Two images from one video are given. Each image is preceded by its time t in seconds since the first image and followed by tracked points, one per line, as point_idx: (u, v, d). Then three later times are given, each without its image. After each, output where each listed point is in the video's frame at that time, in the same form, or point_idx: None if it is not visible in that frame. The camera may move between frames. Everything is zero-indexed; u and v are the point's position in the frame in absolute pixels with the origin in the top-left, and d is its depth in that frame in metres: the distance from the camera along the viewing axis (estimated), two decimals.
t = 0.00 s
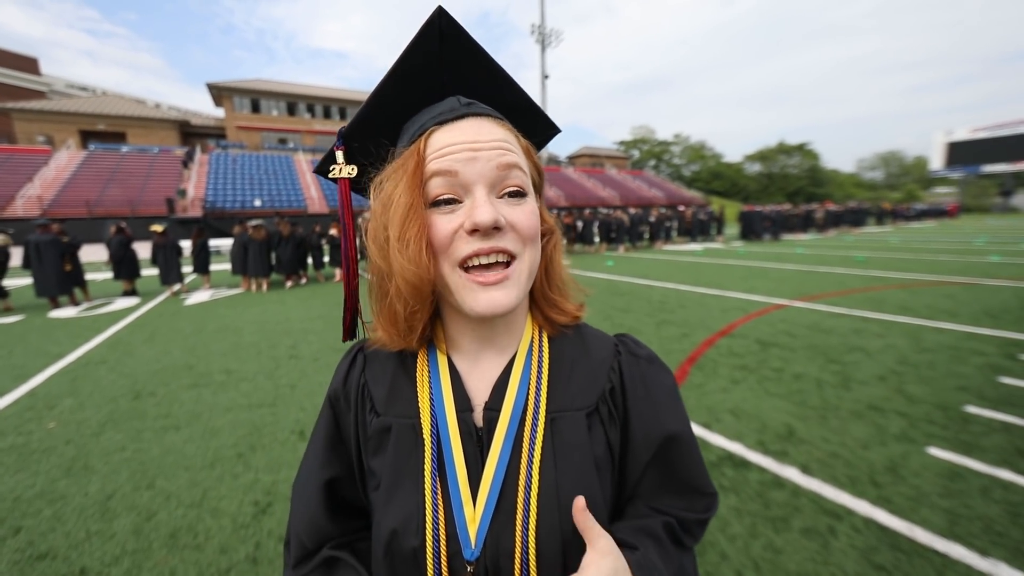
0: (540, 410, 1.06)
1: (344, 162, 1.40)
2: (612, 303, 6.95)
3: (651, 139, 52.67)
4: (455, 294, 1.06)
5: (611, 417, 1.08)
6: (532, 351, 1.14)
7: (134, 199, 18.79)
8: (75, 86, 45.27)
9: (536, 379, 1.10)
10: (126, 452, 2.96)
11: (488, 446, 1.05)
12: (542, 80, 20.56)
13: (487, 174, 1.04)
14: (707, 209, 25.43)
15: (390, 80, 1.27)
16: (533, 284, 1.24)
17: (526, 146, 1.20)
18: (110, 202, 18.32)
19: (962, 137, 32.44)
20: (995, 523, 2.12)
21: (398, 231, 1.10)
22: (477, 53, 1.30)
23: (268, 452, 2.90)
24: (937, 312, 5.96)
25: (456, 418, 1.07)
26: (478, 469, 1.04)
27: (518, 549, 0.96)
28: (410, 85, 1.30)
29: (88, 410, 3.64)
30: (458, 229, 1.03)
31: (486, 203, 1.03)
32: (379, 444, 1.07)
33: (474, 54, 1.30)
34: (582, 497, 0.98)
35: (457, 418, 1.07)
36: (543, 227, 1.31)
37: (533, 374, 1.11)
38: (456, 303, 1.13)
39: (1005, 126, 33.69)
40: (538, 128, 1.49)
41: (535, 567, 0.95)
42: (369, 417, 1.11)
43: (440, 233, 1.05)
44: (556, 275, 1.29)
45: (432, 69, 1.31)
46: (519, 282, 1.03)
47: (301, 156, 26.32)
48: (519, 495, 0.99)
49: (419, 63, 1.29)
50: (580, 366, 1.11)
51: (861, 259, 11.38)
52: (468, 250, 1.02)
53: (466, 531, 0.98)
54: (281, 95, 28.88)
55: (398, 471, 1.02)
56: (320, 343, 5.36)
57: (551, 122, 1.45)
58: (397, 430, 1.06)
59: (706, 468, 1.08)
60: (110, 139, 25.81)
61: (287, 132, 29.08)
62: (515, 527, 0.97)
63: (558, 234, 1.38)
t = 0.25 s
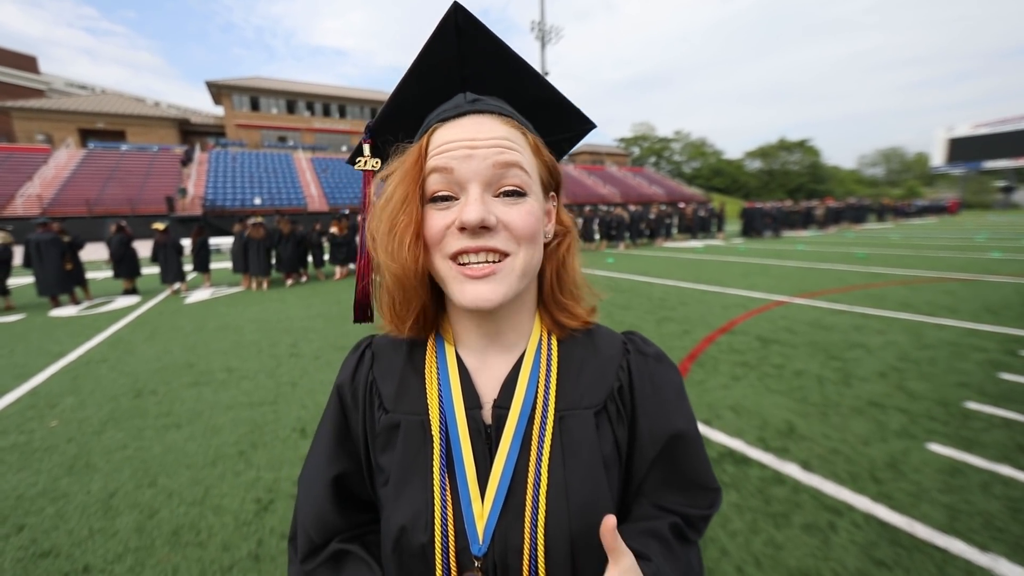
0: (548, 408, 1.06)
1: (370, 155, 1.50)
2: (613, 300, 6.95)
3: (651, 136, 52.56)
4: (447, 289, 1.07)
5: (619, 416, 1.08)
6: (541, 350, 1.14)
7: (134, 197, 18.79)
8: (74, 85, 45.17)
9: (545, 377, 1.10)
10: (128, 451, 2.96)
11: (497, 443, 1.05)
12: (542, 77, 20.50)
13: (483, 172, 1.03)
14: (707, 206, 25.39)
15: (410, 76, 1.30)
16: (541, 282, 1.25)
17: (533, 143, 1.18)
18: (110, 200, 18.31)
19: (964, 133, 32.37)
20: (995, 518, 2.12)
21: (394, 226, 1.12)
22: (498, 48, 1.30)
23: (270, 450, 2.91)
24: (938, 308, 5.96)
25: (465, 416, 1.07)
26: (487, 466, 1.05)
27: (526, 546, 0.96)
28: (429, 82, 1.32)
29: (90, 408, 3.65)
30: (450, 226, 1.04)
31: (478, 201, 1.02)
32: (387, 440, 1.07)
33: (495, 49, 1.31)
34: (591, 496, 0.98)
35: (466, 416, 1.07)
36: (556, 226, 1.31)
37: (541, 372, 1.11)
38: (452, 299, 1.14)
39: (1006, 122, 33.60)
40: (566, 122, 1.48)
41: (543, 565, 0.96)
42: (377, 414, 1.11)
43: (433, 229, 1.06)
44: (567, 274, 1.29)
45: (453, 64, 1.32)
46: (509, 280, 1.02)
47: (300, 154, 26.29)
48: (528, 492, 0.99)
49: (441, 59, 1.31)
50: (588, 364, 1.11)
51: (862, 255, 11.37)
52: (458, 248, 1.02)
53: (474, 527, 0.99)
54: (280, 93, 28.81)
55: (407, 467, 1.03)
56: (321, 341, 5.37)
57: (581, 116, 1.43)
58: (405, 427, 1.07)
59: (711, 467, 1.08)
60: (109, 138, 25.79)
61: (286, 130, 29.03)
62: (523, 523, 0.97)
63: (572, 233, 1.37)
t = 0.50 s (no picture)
0: (551, 414, 1.07)
1: (368, 164, 1.52)
2: (612, 302, 6.95)
3: (650, 138, 52.68)
4: (457, 294, 1.06)
5: (621, 422, 1.08)
6: (543, 354, 1.14)
7: (133, 200, 18.78)
8: (73, 88, 45.19)
9: (547, 382, 1.11)
10: (127, 454, 2.96)
11: (499, 447, 1.06)
12: (540, 79, 20.54)
13: (490, 176, 1.04)
14: (706, 207, 25.44)
15: (406, 83, 1.31)
16: (545, 286, 1.25)
17: (537, 148, 1.19)
18: (109, 204, 18.30)
19: (961, 134, 32.50)
20: (994, 518, 2.13)
21: (403, 232, 1.13)
22: (494, 54, 1.31)
23: (269, 453, 2.90)
24: (936, 308, 5.97)
25: (467, 421, 1.08)
26: (488, 470, 1.05)
27: (527, 550, 0.96)
28: (427, 88, 1.33)
29: (89, 412, 3.65)
30: (459, 230, 1.04)
31: (487, 205, 1.03)
32: (389, 444, 1.07)
33: (492, 53, 1.32)
34: (593, 502, 0.98)
35: (468, 420, 1.08)
36: (558, 230, 1.31)
37: (543, 376, 1.11)
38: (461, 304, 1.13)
39: (1004, 122, 33.72)
40: (562, 126, 1.48)
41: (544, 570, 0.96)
42: (380, 417, 1.12)
43: (441, 235, 1.06)
44: (570, 278, 1.30)
45: (450, 70, 1.33)
46: (519, 283, 1.01)
47: (299, 156, 26.28)
48: (529, 497, 0.99)
49: (437, 66, 1.32)
50: (591, 369, 1.12)
51: (861, 256, 11.39)
52: (468, 252, 1.02)
53: (475, 530, 0.99)
54: (279, 95, 28.83)
55: (409, 470, 1.03)
56: (320, 344, 5.36)
57: (577, 120, 1.44)
58: (408, 430, 1.07)
59: (713, 473, 1.09)
60: (108, 141, 25.79)
61: (285, 133, 29.03)
62: (525, 528, 0.98)
63: (574, 237, 1.37)
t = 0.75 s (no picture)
0: (551, 413, 1.07)
1: (372, 158, 1.49)
2: (612, 301, 6.96)
3: (650, 138, 52.70)
4: (458, 294, 1.07)
5: (621, 421, 1.09)
6: (544, 354, 1.15)
7: (133, 200, 18.79)
8: (73, 88, 45.20)
9: (547, 381, 1.11)
10: (127, 453, 2.96)
11: (499, 446, 1.06)
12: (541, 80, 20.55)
13: (494, 175, 1.04)
14: (706, 207, 25.44)
15: (409, 81, 1.31)
16: (545, 285, 1.25)
17: (539, 148, 1.20)
18: (109, 203, 18.32)
19: (961, 135, 32.51)
20: (994, 519, 2.13)
21: (404, 230, 1.12)
22: (498, 54, 1.32)
23: (269, 452, 2.91)
24: (937, 309, 5.97)
25: (468, 420, 1.08)
26: (489, 468, 1.05)
27: (527, 548, 0.97)
28: (429, 87, 1.33)
29: (89, 411, 3.65)
30: (462, 230, 1.04)
31: (490, 205, 1.03)
32: (390, 442, 1.08)
33: (496, 54, 1.32)
34: (593, 500, 0.98)
35: (468, 419, 1.08)
36: (557, 230, 1.31)
37: (544, 376, 1.12)
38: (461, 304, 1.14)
39: (1004, 123, 33.68)
40: (561, 127, 1.49)
41: (544, 568, 0.96)
42: (380, 416, 1.12)
43: (444, 234, 1.06)
44: (571, 277, 1.30)
45: (453, 69, 1.33)
46: (521, 284, 1.02)
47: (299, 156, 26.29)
48: (529, 496, 1.00)
49: (440, 64, 1.32)
50: (592, 369, 1.12)
51: (861, 256, 11.39)
52: (471, 252, 1.03)
53: (475, 529, 0.99)
54: (279, 95, 28.84)
55: (410, 469, 1.03)
56: (320, 344, 5.37)
57: (578, 122, 1.46)
58: (409, 429, 1.07)
59: (715, 473, 1.08)
60: (108, 141, 25.80)
61: (285, 133, 29.03)
62: (525, 526, 0.98)
63: (575, 237, 1.38)
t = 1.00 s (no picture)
0: (555, 411, 1.07)
1: (367, 160, 1.43)
2: (614, 301, 6.95)
3: (652, 137, 52.61)
4: (461, 293, 1.07)
5: (626, 419, 1.09)
6: (548, 352, 1.15)
7: (136, 199, 18.85)
8: (76, 87, 45.34)
9: (552, 379, 1.11)
10: (130, 451, 2.97)
11: (503, 444, 1.06)
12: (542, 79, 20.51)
13: (496, 174, 1.04)
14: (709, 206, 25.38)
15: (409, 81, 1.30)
16: (549, 283, 1.25)
17: (541, 145, 1.19)
18: (112, 202, 18.38)
19: (965, 134, 32.36)
20: (997, 519, 2.12)
21: (406, 230, 1.12)
22: (499, 51, 1.32)
23: (272, 450, 2.91)
24: (940, 309, 5.95)
25: (472, 418, 1.08)
26: (493, 466, 1.06)
27: (532, 546, 0.97)
28: (430, 86, 1.33)
29: (93, 409, 3.66)
30: (464, 229, 1.04)
31: (492, 203, 1.03)
32: (395, 440, 1.08)
33: (496, 53, 1.32)
34: (598, 499, 0.99)
35: (472, 417, 1.08)
36: (562, 227, 1.31)
37: (548, 374, 1.12)
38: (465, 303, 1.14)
39: (1009, 122, 33.47)
40: (565, 124, 1.50)
41: (548, 567, 0.97)
42: (385, 414, 1.12)
43: (446, 233, 1.06)
44: (575, 275, 1.30)
45: (453, 68, 1.33)
46: (523, 283, 1.02)
47: (302, 155, 26.32)
48: (533, 493, 1.00)
49: (440, 63, 1.32)
50: (595, 367, 1.12)
51: (863, 256, 11.36)
52: (474, 252, 1.03)
53: (480, 527, 1.00)
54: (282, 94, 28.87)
55: (414, 466, 1.04)
56: (323, 342, 5.38)
57: (581, 116, 1.45)
58: (414, 427, 1.07)
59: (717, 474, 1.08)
60: (112, 140, 25.88)
61: (288, 132, 29.08)
62: (529, 524, 0.98)
63: (579, 235, 1.38)
